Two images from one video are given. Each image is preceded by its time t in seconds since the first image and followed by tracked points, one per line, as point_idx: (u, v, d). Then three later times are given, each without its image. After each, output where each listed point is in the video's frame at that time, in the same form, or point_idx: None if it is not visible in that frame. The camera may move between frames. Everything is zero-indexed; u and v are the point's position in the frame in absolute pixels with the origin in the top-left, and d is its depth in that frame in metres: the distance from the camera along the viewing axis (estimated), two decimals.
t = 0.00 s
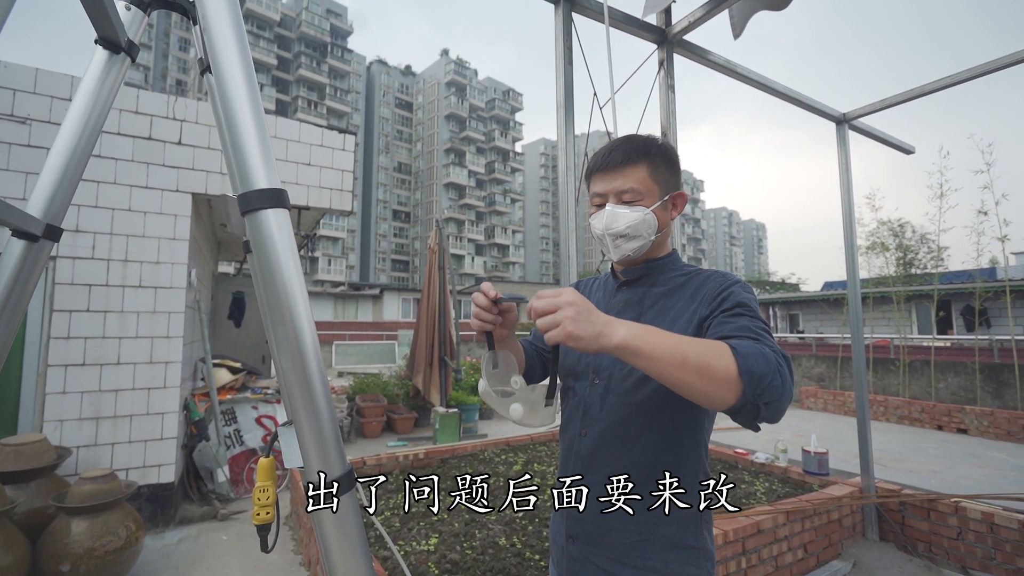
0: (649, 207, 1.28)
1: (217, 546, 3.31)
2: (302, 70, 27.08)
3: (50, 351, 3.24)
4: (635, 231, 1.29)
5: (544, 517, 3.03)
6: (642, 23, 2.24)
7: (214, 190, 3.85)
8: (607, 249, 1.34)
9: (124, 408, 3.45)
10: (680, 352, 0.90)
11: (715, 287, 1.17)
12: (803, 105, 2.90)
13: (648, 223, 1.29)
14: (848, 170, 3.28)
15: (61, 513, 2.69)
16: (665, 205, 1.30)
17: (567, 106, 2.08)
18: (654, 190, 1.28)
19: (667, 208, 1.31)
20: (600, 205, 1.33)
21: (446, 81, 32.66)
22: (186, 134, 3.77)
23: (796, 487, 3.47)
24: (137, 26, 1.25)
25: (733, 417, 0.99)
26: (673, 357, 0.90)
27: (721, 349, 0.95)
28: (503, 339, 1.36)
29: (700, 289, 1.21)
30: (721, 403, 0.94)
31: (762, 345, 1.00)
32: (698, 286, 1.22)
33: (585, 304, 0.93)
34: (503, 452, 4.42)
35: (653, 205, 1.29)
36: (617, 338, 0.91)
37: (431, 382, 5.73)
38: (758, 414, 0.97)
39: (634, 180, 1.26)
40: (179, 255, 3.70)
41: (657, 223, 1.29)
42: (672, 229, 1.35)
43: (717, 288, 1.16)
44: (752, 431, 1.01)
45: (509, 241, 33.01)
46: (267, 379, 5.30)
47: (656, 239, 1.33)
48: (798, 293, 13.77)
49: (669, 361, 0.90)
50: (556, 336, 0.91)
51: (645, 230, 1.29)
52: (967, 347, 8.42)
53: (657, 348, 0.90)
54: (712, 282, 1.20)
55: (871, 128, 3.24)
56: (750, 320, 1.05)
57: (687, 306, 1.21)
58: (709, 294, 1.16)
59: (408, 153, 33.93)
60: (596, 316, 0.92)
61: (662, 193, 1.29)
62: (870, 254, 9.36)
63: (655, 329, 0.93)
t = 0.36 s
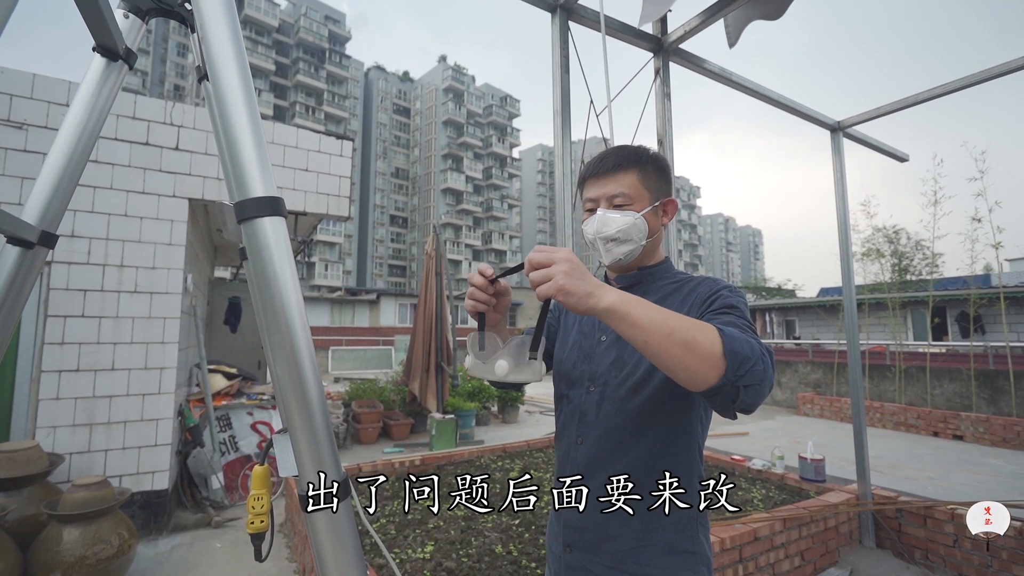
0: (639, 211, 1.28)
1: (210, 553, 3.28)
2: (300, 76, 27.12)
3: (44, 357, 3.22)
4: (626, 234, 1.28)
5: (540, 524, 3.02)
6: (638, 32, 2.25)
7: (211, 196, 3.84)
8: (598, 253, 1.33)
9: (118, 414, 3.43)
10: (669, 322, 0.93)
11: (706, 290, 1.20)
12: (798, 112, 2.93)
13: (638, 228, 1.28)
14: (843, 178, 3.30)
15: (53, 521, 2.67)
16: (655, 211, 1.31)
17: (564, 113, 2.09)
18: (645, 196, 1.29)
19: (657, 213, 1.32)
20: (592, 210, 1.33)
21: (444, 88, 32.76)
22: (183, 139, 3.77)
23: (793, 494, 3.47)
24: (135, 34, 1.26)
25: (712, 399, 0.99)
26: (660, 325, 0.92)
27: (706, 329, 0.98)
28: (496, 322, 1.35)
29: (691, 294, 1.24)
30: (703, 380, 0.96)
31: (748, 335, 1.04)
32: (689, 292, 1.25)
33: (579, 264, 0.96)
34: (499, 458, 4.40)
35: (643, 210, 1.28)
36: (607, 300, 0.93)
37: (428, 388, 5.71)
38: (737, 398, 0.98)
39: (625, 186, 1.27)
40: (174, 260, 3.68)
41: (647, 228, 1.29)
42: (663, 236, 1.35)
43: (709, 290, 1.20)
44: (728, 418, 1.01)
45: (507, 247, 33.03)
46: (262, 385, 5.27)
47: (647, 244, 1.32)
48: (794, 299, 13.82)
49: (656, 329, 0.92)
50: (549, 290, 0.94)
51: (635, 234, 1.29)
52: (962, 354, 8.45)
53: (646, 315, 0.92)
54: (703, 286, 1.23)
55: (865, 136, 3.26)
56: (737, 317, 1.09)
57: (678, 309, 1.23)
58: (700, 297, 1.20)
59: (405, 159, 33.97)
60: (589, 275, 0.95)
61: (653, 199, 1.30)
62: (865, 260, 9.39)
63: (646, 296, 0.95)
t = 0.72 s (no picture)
0: (636, 215, 1.28)
1: (208, 556, 3.28)
2: (299, 79, 27.15)
3: (42, 359, 3.21)
4: (623, 239, 1.28)
5: (538, 527, 3.02)
6: (638, 35, 2.26)
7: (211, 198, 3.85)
8: (596, 258, 1.33)
9: (116, 416, 3.42)
10: (660, 309, 0.94)
11: (703, 291, 1.22)
12: (796, 116, 2.94)
13: (636, 232, 1.28)
14: (841, 181, 3.31)
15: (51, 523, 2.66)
16: (652, 215, 1.31)
17: (563, 115, 2.10)
18: (642, 200, 1.29)
19: (654, 217, 1.32)
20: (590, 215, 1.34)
21: (444, 90, 32.82)
22: (182, 141, 3.78)
23: (791, 497, 3.47)
24: (135, 37, 1.26)
25: (703, 389, 0.99)
26: (650, 313, 0.93)
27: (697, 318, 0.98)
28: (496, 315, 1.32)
29: (689, 295, 1.25)
30: (696, 368, 0.96)
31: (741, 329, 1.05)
32: (686, 293, 1.27)
33: (569, 252, 0.97)
34: (498, 461, 4.40)
35: (640, 215, 1.29)
36: (598, 287, 0.94)
37: (427, 390, 5.71)
38: (727, 388, 0.99)
39: (622, 190, 1.28)
40: (173, 262, 3.68)
41: (645, 232, 1.29)
42: (660, 240, 1.35)
43: (705, 291, 1.21)
44: (721, 409, 1.01)
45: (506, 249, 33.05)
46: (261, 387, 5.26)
47: (645, 248, 1.33)
48: (793, 302, 13.83)
49: (647, 316, 0.93)
50: (538, 279, 0.95)
51: (633, 239, 1.29)
52: (960, 357, 8.46)
53: (637, 303, 0.94)
54: (699, 288, 1.24)
55: (863, 139, 3.27)
56: (731, 314, 1.10)
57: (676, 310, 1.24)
58: (697, 298, 1.21)
59: (404, 161, 33.99)
60: (580, 264, 0.96)
61: (650, 203, 1.30)
62: (864, 263, 9.40)
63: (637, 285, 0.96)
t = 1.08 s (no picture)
0: (649, 209, 1.29)
1: (208, 557, 3.27)
2: (300, 80, 27.16)
3: (43, 360, 3.21)
4: (636, 229, 1.27)
5: (539, 528, 3.01)
6: (638, 37, 2.26)
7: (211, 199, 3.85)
8: (606, 247, 1.30)
9: (117, 417, 3.42)
10: (670, 319, 0.94)
11: (705, 293, 1.21)
12: (797, 117, 2.93)
13: (648, 224, 1.28)
14: (842, 182, 3.31)
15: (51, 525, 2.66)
16: (663, 211, 1.32)
17: (564, 117, 2.09)
18: (654, 196, 1.32)
19: (663, 215, 1.33)
20: (602, 205, 1.33)
21: (444, 91, 32.86)
22: (184, 142, 3.78)
23: (793, 499, 3.46)
24: (137, 38, 1.26)
25: (715, 398, 0.99)
26: (661, 322, 0.93)
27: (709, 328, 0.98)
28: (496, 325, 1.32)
29: (690, 298, 1.25)
30: (708, 376, 0.96)
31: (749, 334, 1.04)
32: (687, 295, 1.26)
33: (575, 265, 0.98)
34: (499, 462, 4.39)
35: (652, 209, 1.30)
36: (607, 298, 0.94)
37: (427, 391, 5.70)
38: (739, 396, 0.98)
39: (637, 183, 1.30)
40: (174, 263, 3.68)
41: (656, 226, 1.29)
42: (664, 241, 1.35)
43: (707, 293, 1.21)
44: (733, 417, 1.00)
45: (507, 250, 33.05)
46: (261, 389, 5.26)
47: (653, 244, 1.32)
48: (794, 303, 13.82)
49: (657, 326, 0.93)
50: (547, 294, 0.95)
51: (644, 231, 1.28)
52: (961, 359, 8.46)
53: (647, 313, 0.93)
54: (701, 290, 1.24)
55: (864, 141, 3.27)
56: (737, 317, 1.09)
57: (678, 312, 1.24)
58: (700, 300, 1.20)
59: (405, 162, 34.01)
60: (587, 276, 0.96)
61: (660, 201, 1.33)
62: (865, 264, 9.39)
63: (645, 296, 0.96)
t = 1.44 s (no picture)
0: (647, 219, 1.28)
1: (205, 565, 3.25)
2: (301, 86, 27.23)
3: (40, 366, 3.20)
4: (633, 238, 1.26)
5: (538, 537, 2.98)
6: (637, 45, 2.26)
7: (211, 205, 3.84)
8: (603, 256, 1.29)
9: (114, 424, 3.40)
10: (674, 325, 0.93)
11: (705, 304, 1.20)
12: (796, 125, 2.94)
13: (645, 235, 1.26)
14: (841, 190, 3.31)
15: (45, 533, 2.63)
16: (661, 221, 1.31)
17: (564, 125, 2.09)
18: (652, 205, 1.31)
19: (662, 225, 1.32)
20: (600, 214, 1.32)
21: (444, 98, 32.99)
22: (184, 148, 3.78)
23: (794, 508, 3.44)
24: (138, 47, 1.26)
25: (715, 408, 0.98)
26: (665, 328, 0.93)
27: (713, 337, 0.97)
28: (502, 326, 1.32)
29: (689, 308, 1.24)
30: (709, 385, 0.94)
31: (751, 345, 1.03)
32: (686, 305, 1.25)
33: (586, 267, 0.99)
34: (498, 469, 4.37)
35: (650, 219, 1.29)
36: (615, 301, 0.95)
37: (426, 398, 5.68)
38: (739, 409, 0.97)
39: (636, 192, 1.29)
40: (173, 269, 3.67)
41: (654, 236, 1.28)
42: (662, 251, 1.34)
43: (708, 303, 1.20)
44: (733, 429, 0.99)
45: (506, 256, 33.07)
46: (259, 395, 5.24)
47: (651, 254, 1.31)
48: (793, 310, 13.82)
49: (661, 331, 0.93)
50: (559, 296, 0.97)
51: (642, 241, 1.27)
52: (962, 365, 8.44)
53: (653, 318, 0.93)
54: (701, 300, 1.23)
55: (863, 148, 3.28)
56: (737, 328, 1.09)
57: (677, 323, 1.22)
58: (699, 311, 1.19)
59: (405, 167, 34.09)
60: (596, 278, 0.97)
61: (658, 211, 1.31)
62: (865, 270, 9.39)
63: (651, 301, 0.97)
